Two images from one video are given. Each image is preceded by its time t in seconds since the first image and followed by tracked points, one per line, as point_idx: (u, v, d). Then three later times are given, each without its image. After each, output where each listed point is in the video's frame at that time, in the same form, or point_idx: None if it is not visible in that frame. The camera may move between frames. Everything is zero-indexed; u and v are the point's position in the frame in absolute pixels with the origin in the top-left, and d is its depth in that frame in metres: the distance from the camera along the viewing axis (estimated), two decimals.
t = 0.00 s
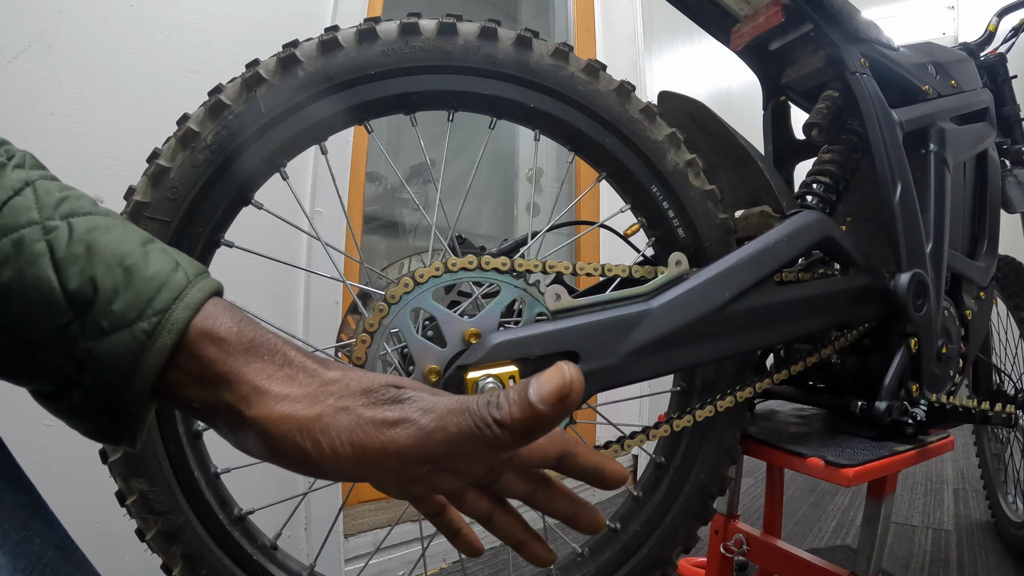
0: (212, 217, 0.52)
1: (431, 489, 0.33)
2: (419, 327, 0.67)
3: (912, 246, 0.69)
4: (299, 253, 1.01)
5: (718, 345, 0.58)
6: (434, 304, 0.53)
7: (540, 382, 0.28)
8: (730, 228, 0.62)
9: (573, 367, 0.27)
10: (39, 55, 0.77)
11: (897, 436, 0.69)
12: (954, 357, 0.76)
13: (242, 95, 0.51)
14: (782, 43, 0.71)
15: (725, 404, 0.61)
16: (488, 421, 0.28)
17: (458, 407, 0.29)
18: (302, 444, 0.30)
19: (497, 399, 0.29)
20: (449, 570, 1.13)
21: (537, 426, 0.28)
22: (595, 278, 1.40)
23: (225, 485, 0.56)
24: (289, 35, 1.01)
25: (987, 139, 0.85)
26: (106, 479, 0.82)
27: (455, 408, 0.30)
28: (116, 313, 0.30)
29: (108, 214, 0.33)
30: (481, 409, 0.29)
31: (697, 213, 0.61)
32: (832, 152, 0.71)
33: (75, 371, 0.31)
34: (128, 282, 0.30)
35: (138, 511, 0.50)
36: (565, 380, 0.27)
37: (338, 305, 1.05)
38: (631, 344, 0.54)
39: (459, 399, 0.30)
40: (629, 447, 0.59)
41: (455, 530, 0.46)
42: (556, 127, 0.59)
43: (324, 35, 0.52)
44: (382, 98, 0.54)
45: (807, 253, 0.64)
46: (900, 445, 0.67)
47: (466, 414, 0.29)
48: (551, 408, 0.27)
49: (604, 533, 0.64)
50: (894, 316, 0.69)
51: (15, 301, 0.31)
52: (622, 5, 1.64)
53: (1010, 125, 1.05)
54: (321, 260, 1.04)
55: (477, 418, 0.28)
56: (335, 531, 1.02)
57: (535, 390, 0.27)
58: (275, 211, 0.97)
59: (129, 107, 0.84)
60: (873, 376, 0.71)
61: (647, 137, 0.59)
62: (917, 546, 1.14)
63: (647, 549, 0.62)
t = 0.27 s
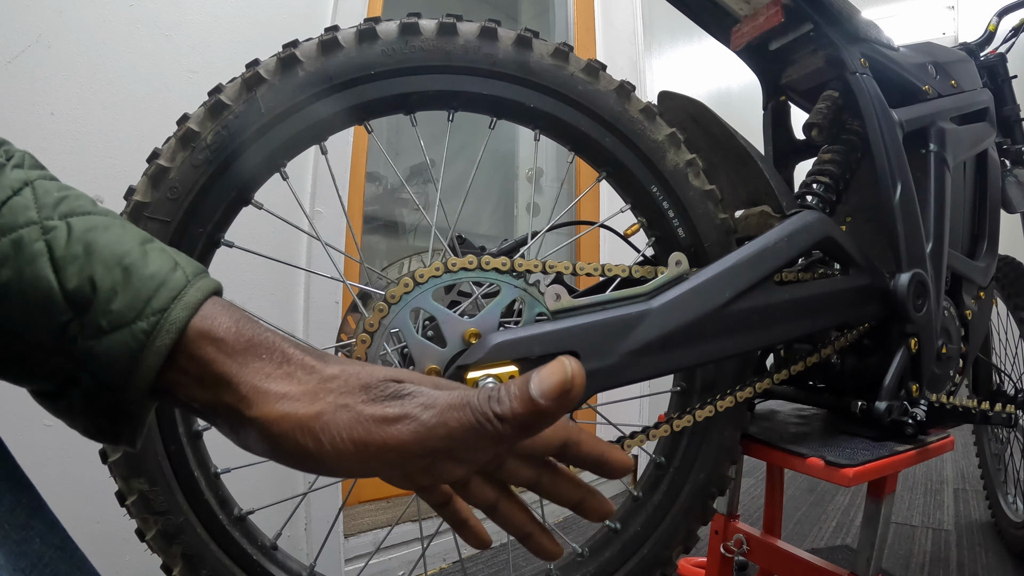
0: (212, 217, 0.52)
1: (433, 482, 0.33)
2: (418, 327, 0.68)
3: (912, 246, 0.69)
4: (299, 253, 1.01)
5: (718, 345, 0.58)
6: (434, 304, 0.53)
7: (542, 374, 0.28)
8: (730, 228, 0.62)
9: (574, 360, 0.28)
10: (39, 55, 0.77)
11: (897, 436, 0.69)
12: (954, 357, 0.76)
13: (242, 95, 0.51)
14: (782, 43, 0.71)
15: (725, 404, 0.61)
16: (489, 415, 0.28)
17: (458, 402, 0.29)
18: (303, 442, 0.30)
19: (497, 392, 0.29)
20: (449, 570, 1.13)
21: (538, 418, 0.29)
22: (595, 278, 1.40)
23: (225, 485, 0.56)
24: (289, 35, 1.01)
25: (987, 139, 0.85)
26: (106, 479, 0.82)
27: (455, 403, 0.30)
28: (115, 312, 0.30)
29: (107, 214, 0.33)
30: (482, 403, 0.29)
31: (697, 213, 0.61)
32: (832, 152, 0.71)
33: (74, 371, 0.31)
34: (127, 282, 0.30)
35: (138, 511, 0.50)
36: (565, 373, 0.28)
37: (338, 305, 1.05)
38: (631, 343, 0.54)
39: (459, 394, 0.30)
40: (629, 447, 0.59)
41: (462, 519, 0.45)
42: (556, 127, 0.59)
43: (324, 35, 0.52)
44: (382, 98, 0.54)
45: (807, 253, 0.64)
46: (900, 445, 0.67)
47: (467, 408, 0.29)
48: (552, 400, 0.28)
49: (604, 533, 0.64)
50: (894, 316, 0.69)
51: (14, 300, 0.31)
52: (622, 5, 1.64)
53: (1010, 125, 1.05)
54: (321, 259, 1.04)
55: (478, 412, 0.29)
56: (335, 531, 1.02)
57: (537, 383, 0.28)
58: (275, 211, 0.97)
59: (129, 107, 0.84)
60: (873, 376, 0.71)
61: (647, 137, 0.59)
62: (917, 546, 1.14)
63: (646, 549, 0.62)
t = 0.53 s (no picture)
0: (213, 217, 0.52)
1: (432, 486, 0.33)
2: (419, 328, 0.68)
3: (912, 246, 0.69)
4: (299, 253, 1.01)
5: (718, 345, 0.58)
6: (434, 304, 0.53)
7: (541, 379, 0.28)
8: (730, 228, 0.62)
9: (573, 364, 0.28)
10: (39, 55, 0.77)
11: (897, 436, 0.69)
12: (954, 357, 0.76)
13: (242, 95, 0.51)
14: (782, 43, 0.71)
15: (725, 404, 0.61)
16: (488, 420, 0.28)
17: (456, 406, 0.29)
18: (302, 445, 0.30)
19: (496, 396, 0.29)
20: (449, 570, 1.13)
21: (537, 423, 0.28)
22: (595, 278, 1.40)
23: (225, 485, 0.56)
24: (289, 35, 1.01)
25: (987, 139, 0.85)
26: (106, 479, 0.82)
27: (453, 407, 0.30)
28: (115, 313, 0.30)
29: (106, 215, 0.33)
30: (480, 407, 0.29)
31: (697, 213, 0.61)
32: (832, 152, 0.71)
33: (73, 372, 0.31)
34: (126, 283, 0.30)
35: (138, 511, 0.50)
36: (564, 378, 0.27)
37: (338, 305, 1.05)
38: (631, 343, 0.54)
39: (458, 397, 0.30)
40: (629, 447, 0.59)
41: (458, 526, 0.46)
42: (556, 126, 0.59)
43: (324, 35, 0.52)
44: (382, 98, 0.54)
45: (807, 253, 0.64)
46: (900, 445, 0.67)
47: (466, 413, 0.29)
48: (551, 405, 0.28)
49: (604, 533, 0.64)
50: (894, 316, 0.69)
51: (14, 301, 0.31)
52: (622, 5, 1.64)
53: (1010, 125, 1.05)
54: (321, 260, 1.04)
55: (476, 417, 0.29)
56: (335, 531, 1.02)
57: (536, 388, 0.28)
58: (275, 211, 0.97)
59: (129, 107, 0.84)
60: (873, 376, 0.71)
61: (647, 137, 0.59)
62: (917, 546, 1.14)
63: (647, 549, 0.62)
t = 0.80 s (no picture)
0: (213, 216, 0.52)
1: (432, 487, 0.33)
2: (419, 327, 0.68)
3: (912, 246, 0.69)
4: (299, 253, 1.01)
5: (718, 345, 0.58)
6: (434, 304, 0.53)
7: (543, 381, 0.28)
8: (730, 228, 0.62)
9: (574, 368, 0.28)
10: (39, 55, 0.77)
11: (897, 436, 0.69)
12: (954, 357, 0.76)
13: (242, 95, 0.51)
14: (782, 43, 0.71)
15: (725, 404, 0.61)
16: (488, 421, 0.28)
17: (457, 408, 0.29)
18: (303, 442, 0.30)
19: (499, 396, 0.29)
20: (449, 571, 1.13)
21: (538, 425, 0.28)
22: (595, 278, 1.40)
23: (225, 485, 0.56)
24: (289, 35, 1.01)
25: (986, 139, 0.85)
26: (106, 479, 0.82)
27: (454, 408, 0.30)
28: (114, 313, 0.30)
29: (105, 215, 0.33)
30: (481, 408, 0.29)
31: (697, 213, 0.61)
32: (832, 152, 0.71)
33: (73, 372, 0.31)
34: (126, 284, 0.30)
35: (138, 511, 0.50)
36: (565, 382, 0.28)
37: (338, 305, 1.05)
38: (631, 344, 0.54)
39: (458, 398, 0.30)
40: (629, 447, 0.59)
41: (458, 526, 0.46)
42: (556, 127, 0.59)
43: (324, 35, 0.52)
44: (382, 99, 0.54)
45: (807, 253, 0.64)
46: (900, 446, 0.67)
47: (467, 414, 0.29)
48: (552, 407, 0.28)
49: (604, 533, 0.64)
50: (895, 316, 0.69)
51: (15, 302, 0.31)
52: (621, 5, 1.64)
53: (1010, 125, 1.05)
54: (321, 260, 1.04)
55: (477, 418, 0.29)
56: (335, 531, 1.03)
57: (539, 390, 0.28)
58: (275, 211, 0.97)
59: (129, 107, 0.84)
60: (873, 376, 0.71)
61: (647, 137, 0.59)
62: (917, 546, 1.14)
63: (646, 549, 0.62)
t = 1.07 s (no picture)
0: (213, 216, 0.52)
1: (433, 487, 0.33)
2: (419, 327, 0.68)
3: (912, 246, 0.69)
4: (299, 253, 1.01)
5: (718, 345, 0.58)
6: (434, 304, 0.53)
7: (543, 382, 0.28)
8: (730, 228, 0.62)
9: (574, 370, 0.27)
10: (39, 55, 0.77)
11: (897, 436, 0.69)
12: (954, 357, 0.76)
13: (242, 95, 0.51)
14: (782, 43, 0.71)
15: (725, 404, 0.61)
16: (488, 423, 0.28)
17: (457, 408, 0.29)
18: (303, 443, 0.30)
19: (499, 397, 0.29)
20: (449, 571, 1.13)
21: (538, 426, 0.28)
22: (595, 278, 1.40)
23: (225, 485, 0.56)
24: (289, 35, 1.01)
25: (986, 139, 0.85)
26: (106, 479, 0.82)
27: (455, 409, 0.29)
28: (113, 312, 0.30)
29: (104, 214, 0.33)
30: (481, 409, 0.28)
31: (697, 213, 0.61)
32: (832, 152, 0.71)
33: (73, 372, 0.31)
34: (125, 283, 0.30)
35: (138, 511, 0.50)
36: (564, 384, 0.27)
37: (338, 305, 1.06)
38: (631, 344, 0.54)
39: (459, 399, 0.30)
40: (629, 447, 0.59)
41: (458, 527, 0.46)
42: (556, 126, 0.59)
43: (324, 35, 0.52)
44: (382, 99, 0.54)
45: (807, 253, 0.64)
46: (900, 445, 0.67)
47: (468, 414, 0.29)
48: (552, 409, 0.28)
49: (604, 533, 0.64)
50: (895, 316, 0.69)
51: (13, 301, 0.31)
52: (621, 5, 1.65)
53: (1010, 125, 1.05)
54: (321, 260, 1.04)
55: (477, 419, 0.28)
56: (335, 531, 1.03)
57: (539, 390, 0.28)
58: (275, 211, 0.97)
59: (129, 107, 0.84)
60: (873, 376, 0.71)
61: (647, 137, 0.59)
62: (917, 546, 1.14)
63: (647, 549, 0.62)
